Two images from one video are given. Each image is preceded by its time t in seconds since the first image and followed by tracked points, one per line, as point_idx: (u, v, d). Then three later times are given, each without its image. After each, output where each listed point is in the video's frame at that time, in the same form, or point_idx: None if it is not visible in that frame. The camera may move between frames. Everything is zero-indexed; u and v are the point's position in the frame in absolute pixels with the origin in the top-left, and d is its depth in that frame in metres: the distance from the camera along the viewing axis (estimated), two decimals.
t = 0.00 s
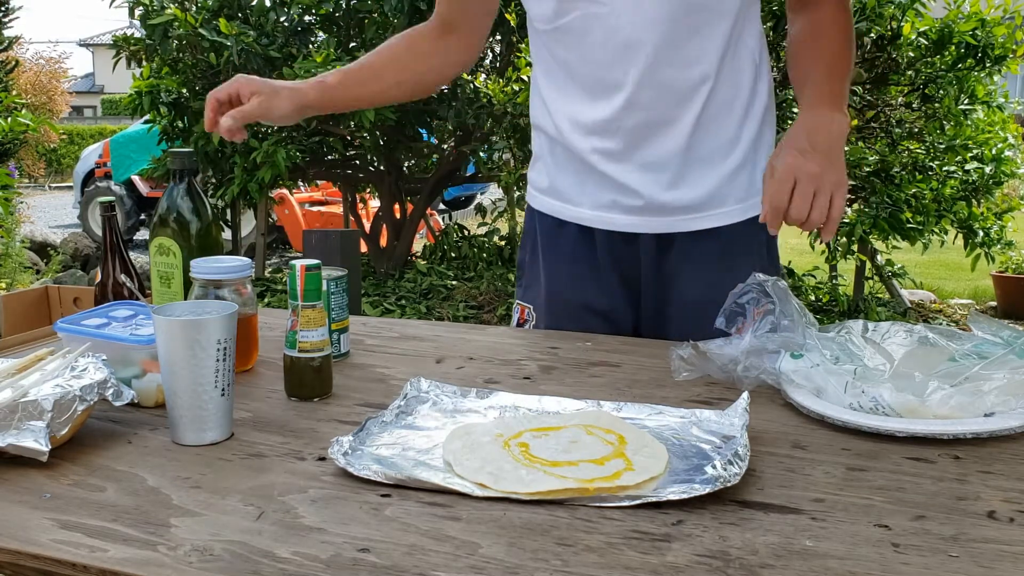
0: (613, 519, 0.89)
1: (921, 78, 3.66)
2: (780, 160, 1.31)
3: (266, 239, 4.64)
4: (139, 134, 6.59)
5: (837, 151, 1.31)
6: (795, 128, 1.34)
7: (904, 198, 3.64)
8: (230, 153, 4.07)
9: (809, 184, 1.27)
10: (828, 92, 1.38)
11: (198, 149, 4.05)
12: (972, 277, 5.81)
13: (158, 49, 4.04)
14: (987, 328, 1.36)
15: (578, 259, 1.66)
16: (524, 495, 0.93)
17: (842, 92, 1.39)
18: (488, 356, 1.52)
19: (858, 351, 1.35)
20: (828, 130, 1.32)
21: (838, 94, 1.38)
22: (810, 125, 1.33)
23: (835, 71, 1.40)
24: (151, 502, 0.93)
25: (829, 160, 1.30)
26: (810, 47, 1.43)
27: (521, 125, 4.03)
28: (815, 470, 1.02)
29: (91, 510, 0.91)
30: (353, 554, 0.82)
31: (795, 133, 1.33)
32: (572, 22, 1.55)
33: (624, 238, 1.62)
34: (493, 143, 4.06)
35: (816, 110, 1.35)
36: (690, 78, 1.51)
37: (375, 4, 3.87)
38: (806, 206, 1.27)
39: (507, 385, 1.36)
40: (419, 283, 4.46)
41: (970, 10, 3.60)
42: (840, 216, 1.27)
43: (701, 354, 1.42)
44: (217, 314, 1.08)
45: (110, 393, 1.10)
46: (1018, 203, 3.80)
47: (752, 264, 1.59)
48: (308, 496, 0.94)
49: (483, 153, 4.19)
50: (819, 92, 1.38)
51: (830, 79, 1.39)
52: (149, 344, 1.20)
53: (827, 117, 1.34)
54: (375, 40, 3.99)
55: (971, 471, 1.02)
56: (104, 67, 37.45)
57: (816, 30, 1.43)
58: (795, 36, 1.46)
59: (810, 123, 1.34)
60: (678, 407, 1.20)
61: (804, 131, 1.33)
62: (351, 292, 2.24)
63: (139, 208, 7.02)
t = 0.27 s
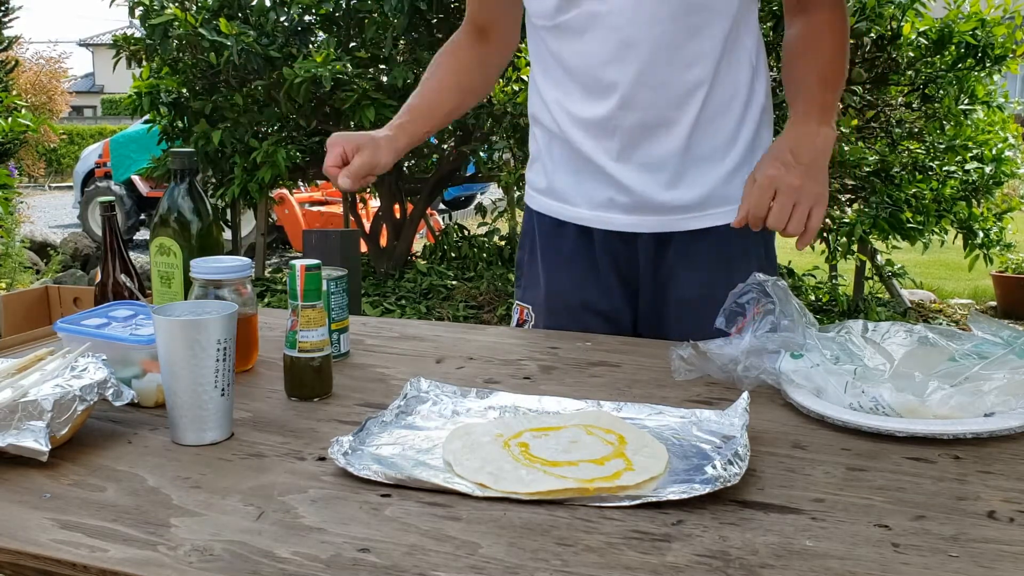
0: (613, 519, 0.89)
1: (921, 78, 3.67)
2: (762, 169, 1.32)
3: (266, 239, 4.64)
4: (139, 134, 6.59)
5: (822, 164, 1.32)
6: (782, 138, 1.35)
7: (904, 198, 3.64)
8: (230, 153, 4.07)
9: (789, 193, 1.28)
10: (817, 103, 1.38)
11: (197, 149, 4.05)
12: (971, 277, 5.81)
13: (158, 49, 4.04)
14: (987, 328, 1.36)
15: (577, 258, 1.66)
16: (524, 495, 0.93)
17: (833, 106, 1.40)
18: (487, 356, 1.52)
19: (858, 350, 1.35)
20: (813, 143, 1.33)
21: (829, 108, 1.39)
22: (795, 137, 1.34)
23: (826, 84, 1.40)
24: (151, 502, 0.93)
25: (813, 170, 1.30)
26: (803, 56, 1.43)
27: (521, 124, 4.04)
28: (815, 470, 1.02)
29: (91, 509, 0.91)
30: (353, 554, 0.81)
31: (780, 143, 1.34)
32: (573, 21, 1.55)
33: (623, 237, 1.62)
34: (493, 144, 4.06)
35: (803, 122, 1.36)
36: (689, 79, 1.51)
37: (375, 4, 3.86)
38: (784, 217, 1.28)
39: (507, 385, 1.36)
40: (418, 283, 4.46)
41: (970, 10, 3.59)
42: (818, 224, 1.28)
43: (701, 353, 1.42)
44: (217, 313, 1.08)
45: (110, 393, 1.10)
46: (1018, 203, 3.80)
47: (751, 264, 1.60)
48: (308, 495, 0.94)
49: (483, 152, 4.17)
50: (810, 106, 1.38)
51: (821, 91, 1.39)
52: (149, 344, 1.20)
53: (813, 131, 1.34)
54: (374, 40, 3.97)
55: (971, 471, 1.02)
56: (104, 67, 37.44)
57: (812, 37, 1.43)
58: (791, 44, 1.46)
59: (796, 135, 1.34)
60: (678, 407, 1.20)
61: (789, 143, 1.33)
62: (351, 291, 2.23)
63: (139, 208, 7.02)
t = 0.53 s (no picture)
0: (613, 519, 0.89)
1: (922, 78, 3.67)
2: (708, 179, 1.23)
3: (266, 239, 4.64)
4: (139, 134, 6.58)
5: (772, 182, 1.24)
6: (738, 141, 1.24)
7: (904, 199, 3.64)
8: (230, 153, 4.07)
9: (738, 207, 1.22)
10: (795, 106, 1.22)
11: (198, 149, 4.05)
12: (971, 277, 5.81)
13: (158, 49, 4.04)
14: (987, 329, 1.36)
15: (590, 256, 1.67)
16: (524, 495, 0.93)
17: (817, 108, 1.23)
18: (488, 356, 1.52)
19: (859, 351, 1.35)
20: (774, 155, 1.22)
21: (808, 114, 1.23)
22: (757, 145, 1.23)
23: (813, 85, 1.22)
24: (151, 502, 0.92)
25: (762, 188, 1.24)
26: (795, 43, 1.23)
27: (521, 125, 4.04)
28: (815, 470, 1.02)
29: (90, 509, 0.91)
30: (353, 554, 0.81)
31: (736, 147, 1.24)
32: (586, 28, 1.55)
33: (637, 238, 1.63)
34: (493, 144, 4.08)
35: (769, 128, 1.23)
36: (692, 90, 1.48)
37: (375, 4, 3.87)
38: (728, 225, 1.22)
39: (507, 384, 1.36)
40: (419, 283, 4.46)
41: (971, 10, 3.59)
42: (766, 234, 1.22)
43: (701, 353, 1.42)
44: (217, 313, 1.08)
45: (110, 393, 1.10)
46: (1018, 204, 3.80)
47: (766, 269, 1.59)
48: (308, 495, 0.94)
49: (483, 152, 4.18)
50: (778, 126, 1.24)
51: (804, 94, 1.22)
52: (149, 344, 1.20)
53: (776, 141, 1.22)
54: (375, 40, 3.95)
55: (971, 471, 1.02)
56: (104, 67, 37.43)
57: (807, 19, 1.21)
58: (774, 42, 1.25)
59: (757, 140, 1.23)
60: (678, 407, 1.20)
61: (746, 149, 1.23)
62: (351, 291, 2.24)
63: (139, 208, 7.02)
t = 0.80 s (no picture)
0: (613, 519, 0.89)
1: (922, 78, 3.67)
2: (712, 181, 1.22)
3: (266, 239, 4.63)
4: (139, 134, 6.58)
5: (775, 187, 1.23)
6: (738, 144, 1.23)
7: (904, 198, 3.64)
8: (230, 153, 4.07)
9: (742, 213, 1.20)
10: (795, 107, 1.21)
11: (198, 149, 4.05)
12: (971, 277, 5.81)
13: (158, 49, 4.04)
14: (987, 329, 1.36)
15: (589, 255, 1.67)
16: (524, 495, 0.93)
17: (818, 109, 1.22)
18: (488, 356, 1.52)
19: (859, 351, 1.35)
20: (776, 160, 1.21)
21: (809, 116, 1.21)
22: (758, 148, 1.21)
23: (812, 87, 1.21)
24: (151, 502, 0.92)
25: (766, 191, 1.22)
26: (795, 43, 1.22)
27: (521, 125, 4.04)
28: (815, 470, 1.02)
29: (91, 509, 0.91)
30: (353, 554, 0.81)
31: (737, 150, 1.22)
32: (585, 28, 1.55)
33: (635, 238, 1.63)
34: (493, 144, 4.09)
35: (771, 131, 1.21)
36: (690, 90, 1.48)
37: (376, 4, 3.87)
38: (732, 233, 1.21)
39: (507, 384, 1.36)
40: (419, 283, 4.46)
41: (971, 10, 3.59)
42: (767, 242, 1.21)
43: (701, 353, 1.41)
44: (217, 313, 1.08)
45: (110, 393, 1.10)
46: (1018, 203, 3.80)
47: (766, 269, 1.59)
48: (308, 496, 0.94)
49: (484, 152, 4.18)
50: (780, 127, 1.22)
51: (804, 95, 1.21)
52: (149, 344, 1.20)
53: (778, 143, 1.21)
54: (374, 40, 3.95)
55: (971, 471, 1.02)
56: (104, 67, 37.44)
57: (807, 19, 1.20)
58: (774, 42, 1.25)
59: (759, 143, 1.21)
60: (678, 407, 1.20)
61: (747, 153, 1.21)
62: (351, 291, 2.23)
63: (139, 208, 7.02)
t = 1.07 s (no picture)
0: (613, 519, 0.89)
1: (922, 78, 3.67)
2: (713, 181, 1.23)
3: (266, 239, 4.63)
4: (139, 134, 6.58)
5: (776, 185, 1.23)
6: (739, 144, 1.23)
7: (904, 198, 3.64)
8: (230, 153, 4.07)
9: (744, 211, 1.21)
10: (796, 107, 1.21)
11: (198, 149, 4.05)
12: (971, 277, 5.81)
13: (158, 49, 4.04)
14: (987, 329, 1.36)
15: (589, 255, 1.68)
16: (524, 495, 0.93)
17: (819, 109, 1.22)
18: (488, 356, 1.52)
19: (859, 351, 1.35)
20: (777, 160, 1.21)
21: (811, 116, 1.21)
22: (759, 149, 1.21)
23: (813, 87, 1.21)
24: (150, 502, 0.92)
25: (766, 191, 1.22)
26: (796, 43, 1.22)
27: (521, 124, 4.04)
28: (815, 470, 1.02)
29: (91, 509, 0.91)
30: (353, 554, 0.81)
31: (738, 150, 1.22)
32: (585, 28, 1.55)
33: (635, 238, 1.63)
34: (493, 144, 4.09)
35: (772, 131, 1.21)
36: (691, 89, 1.48)
37: (375, 4, 3.87)
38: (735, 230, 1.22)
39: (507, 385, 1.36)
40: (419, 283, 4.46)
41: (971, 10, 3.59)
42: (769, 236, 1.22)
43: (701, 353, 1.41)
44: (217, 313, 1.08)
45: (110, 393, 1.10)
46: (1018, 204, 3.80)
47: (766, 270, 1.59)
48: (308, 496, 0.94)
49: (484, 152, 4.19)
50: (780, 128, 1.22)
51: (805, 95, 1.21)
52: (149, 344, 1.20)
53: (779, 144, 1.20)
54: (375, 40, 3.96)
55: (971, 471, 1.02)
56: (104, 67, 37.45)
57: (808, 19, 1.20)
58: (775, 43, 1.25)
59: (760, 143, 1.21)
60: (678, 407, 1.20)
61: (747, 153, 1.21)
62: (351, 291, 2.23)
63: (139, 208, 7.02)
